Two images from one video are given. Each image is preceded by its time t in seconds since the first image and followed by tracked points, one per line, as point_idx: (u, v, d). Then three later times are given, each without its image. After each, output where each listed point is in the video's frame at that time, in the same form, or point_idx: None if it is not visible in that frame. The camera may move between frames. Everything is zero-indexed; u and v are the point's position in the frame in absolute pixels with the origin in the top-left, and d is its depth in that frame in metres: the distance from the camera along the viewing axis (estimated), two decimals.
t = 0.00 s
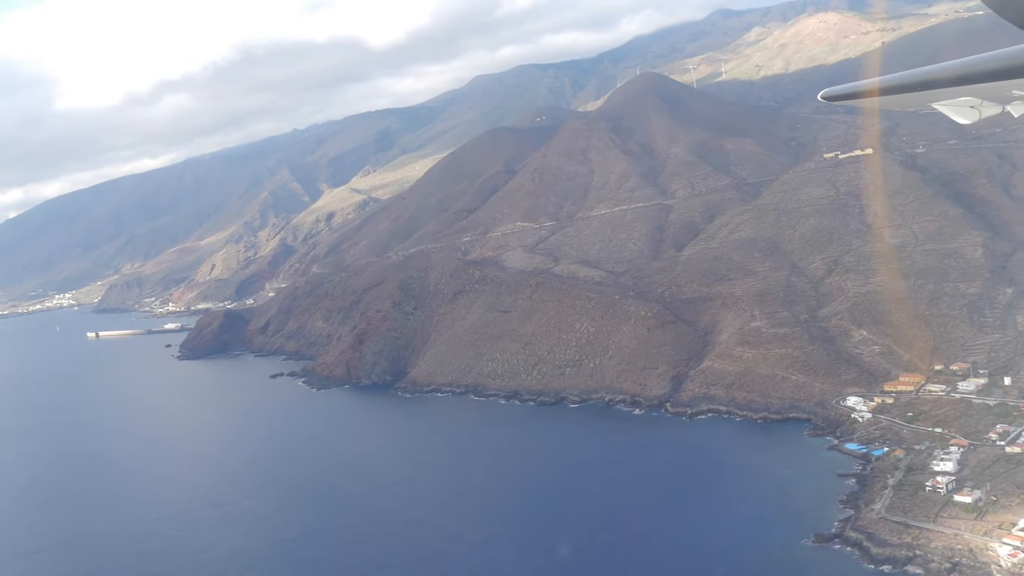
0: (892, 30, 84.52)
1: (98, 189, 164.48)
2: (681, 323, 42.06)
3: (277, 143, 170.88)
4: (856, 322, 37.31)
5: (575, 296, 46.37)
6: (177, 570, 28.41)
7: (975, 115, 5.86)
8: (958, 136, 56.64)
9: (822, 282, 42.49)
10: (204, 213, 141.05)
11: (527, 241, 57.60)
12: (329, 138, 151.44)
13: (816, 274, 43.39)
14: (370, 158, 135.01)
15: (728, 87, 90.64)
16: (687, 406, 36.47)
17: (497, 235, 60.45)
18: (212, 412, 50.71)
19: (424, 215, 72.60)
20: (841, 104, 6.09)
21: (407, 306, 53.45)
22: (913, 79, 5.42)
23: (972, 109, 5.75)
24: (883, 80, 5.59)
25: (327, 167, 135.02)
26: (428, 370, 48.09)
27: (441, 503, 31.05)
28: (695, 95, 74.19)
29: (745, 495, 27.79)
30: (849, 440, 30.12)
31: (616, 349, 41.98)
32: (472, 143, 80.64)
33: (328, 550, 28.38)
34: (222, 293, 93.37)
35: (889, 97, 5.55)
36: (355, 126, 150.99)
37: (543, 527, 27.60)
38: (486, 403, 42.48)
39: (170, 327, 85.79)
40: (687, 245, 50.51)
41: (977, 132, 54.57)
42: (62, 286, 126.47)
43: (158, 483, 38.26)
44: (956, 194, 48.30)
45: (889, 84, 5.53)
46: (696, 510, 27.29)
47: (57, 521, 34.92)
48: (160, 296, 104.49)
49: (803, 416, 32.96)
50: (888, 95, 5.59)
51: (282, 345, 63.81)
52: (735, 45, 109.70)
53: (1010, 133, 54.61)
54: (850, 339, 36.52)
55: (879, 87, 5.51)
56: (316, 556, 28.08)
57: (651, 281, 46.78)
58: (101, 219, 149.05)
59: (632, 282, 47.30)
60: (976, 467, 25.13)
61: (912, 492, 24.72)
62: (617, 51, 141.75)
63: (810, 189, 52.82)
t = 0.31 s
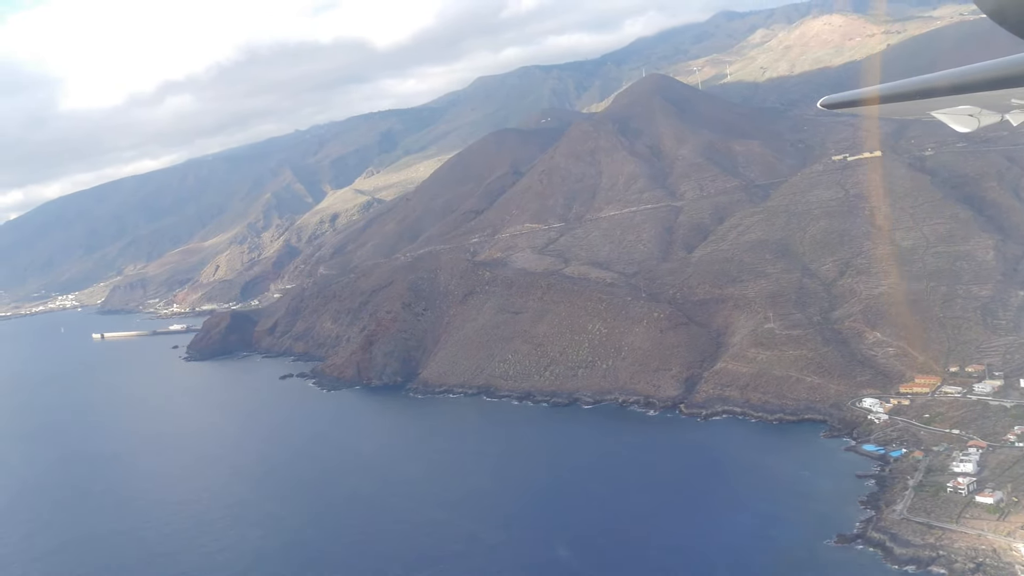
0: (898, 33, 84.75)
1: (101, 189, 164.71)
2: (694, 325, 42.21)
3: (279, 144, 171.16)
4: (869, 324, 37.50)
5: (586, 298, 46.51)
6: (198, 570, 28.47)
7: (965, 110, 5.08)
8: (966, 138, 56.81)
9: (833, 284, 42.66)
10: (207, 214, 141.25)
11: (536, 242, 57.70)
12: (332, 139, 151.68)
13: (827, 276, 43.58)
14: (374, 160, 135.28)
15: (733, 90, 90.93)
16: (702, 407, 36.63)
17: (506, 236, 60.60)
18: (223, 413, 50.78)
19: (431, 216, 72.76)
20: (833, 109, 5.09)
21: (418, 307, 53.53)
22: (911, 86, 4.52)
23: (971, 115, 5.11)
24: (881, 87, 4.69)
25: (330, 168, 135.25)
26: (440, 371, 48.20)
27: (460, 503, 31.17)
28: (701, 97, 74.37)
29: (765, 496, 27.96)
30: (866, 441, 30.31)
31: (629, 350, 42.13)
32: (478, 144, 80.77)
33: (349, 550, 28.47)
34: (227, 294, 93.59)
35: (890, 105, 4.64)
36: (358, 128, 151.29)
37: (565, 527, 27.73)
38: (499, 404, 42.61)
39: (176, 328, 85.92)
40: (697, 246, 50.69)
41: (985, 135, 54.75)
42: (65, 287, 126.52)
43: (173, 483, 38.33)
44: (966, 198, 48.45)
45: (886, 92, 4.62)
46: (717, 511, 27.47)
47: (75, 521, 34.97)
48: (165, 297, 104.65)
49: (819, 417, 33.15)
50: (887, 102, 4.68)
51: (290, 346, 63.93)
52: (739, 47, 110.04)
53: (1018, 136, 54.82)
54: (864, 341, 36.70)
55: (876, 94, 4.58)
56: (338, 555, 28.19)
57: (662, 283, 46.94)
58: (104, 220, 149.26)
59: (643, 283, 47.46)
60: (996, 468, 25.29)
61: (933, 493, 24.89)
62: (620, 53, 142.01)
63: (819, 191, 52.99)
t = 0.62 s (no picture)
0: (903, 36, 84.94)
1: (102, 189, 164.54)
2: (707, 327, 42.28)
3: (281, 145, 171.18)
4: (883, 327, 37.66)
5: (599, 299, 46.58)
6: (219, 571, 28.36)
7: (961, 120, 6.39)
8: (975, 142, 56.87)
9: (845, 287, 42.81)
10: (209, 213, 141.12)
11: (545, 243, 57.72)
12: (334, 139, 151.67)
13: (839, 278, 43.73)
14: (377, 160, 135.33)
15: (738, 92, 91.11)
16: (717, 409, 36.75)
17: (514, 237, 60.66)
18: (233, 413, 50.65)
19: (438, 216, 72.76)
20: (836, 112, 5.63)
21: (428, 307, 53.53)
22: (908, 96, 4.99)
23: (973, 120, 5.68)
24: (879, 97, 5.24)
25: (333, 169, 135.26)
26: (451, 371, 48.25)
27: (479, 505, 31.16)
28: (708, 99, 74.45)
29: (786, 499, 28.01)
30: (884, 443, 30.42)
31: (642, 352, 42.22)
32: (484, 145, 80.80)
33: (369, 551, 28.40)
34: (232, 294, 93.58)
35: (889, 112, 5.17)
36: (360, 128, 151.35)
37: (587, 529, 27.73)
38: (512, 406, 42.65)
39: (181, 328, 85.83)
40: (707, 248, 50.82)
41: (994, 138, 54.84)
42: (67, 286, 126.29)
43: (185, 484, 38.13)
44: (976, 202, 48.54)
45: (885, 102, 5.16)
46: (738, 514, 27.50)
47: (88, 521, 34.81)
48: (168, 297, 104.54)
49: (835, 419, 33.29)
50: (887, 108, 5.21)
51: (298, 346, 63.91)
52: (743, 49, 110.27)
53: None
54: (878, 344, 36.84)
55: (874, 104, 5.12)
56: (359, 555, 28.16)
57: (674, 284, 47.05)
58: (106, 219, 149.08)
59: (654, 285, 47.58)
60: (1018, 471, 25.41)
61: (956, 495, 25.00)
62: (623, 55, 142.13)
63: (829, 193, 53.06)
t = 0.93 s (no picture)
0: (910, 37, 85.05)
1: (107, 188, 164.79)
2: (722, 327, 42.37)
3: (286, 144, 171.35)
4: (899, 328, 37.78)
5: (612, 299, 46.66)
6: (243, 570, 28.44)
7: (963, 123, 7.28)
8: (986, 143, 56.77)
9: (860, 288, 42.86)
10: (214, 213, 141.23)
11: (556, 244, 57.81)
12: (340, 139, 151.85)
13: (853, 279, 43.81)
14: (382, 161, 135.49)
15: (746, 93, 91.26)
16: (734, 410, 36.89)
17: (525, 237, 60.75)
18: (245, 412, 50.72)
19: (447, 217, 72.84)
20: (841, 117, 6.04)
21: (440, 307, 53.61)
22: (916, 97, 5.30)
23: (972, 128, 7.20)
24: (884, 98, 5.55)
25: (338, 169, 135.43)
26: (464, 371, 48.34)
27: (499, 504, 31.26)
28: (717, 100, 74.59)
29: (808, 500, 28.14)
30: (904, 444, 30.55)
31: (657, 352, 42.31)
32: (493, 146, 80.96)
33: (393, 550, 28.49)
34: (239, 293, 93.72)
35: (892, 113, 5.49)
36: (365, 128, 151.57)
37: (610, 530, 27.87)
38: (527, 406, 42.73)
39: (189, 327, 85.92)
40: (720, 249, 50.93)
41: (1005, 140, 54.79)
42: (72, 285, 126.38)
43: (200, 483, 38.14)
44: (988, 204, 48.49)
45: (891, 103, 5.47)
46: (761, 515, 27.64)
47: (106, 520, 34.86)
48: (174, 296, 104.69)
49: (854, 420, 33.43)
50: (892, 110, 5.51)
51: (308, 346, 63.97)
52: (750, 50, 110.37)
53: None
54: (895, 344, 36.94)
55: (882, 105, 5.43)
56: (383, 554, 28.27)
57: (687, 284, 47.14)
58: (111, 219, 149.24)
59: (667, 285, 47.68)
60: None
61: (981, 495, 25.18)
62: (628, 56, 142.29)
63: (840, 194, 53.04)
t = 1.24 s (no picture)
0: (918, 37, 84.99)
1: (111, 187, 164.82)
2: (737, 327, 42.34)
3: (290, 144, 171.46)
4: (915, 328, 37.76)
5: (626, 299, 46.65)
6: (266, 571, 28.31)
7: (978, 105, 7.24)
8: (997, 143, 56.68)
9: (874, 288, 42.84)
10: (219, 212, 141.25)
11: (567, 243, 57.79)
12: (344, 139, 151.91)
13: (867, 280, 43.76)
14: (387, 160, 135.58)
15: (752, 93, 91.27)
16: (750, 410, 36.93)
17: (535, 236, 60.75)
18: (257, 411, 50.71)
19: (456, 216, 72.82)
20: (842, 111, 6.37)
21: (452, 307, 53.64)
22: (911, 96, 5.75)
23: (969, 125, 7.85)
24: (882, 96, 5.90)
25: (343, 168, 135.48)
26: (477, 371, 48.34)
27: (521, 504, 31.23)
28: (725, 100, 74.52)
29: (833, 500, 28.13)
30: (925, 444, 30.64)
31: (672, 352, 42.31)
32: (501, 146, 81.01)
33: (417, 550, 28.37)
34: (245, 293, 93.75)
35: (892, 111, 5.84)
36: (370, 128, 151.65)
37: (635, 530, 27.86)
38: (542, 405, 42.74)
39: (196, 326, 85.93)
40: (732, 249, 50.91)
41: (1017, 140, 54.68)
42: (77, 285, 126.39)
43: (217, 482, 38.14)
44: (1001, 204, 48.39)
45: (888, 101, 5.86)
46: (787, 515, 27.60)
47: (122, 519, 34.71)
48: (180, 296, 104.73)
49: (872, 420, 33.48)
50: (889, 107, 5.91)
51: (318, 345, 63.97)
52: (755, 50, 110.40)
53: None
54: (912, 344, 36.93)
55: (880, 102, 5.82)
56: (407, 554, 28.15)
57: (700, 284, 47.13)
58: (116, 219, 149.23)
59: (680, 285, 47.66)
60: None
61: (1006, 496, 25.37)
62: (632, 56, 142.25)
63: (852, 195, 52.93)
